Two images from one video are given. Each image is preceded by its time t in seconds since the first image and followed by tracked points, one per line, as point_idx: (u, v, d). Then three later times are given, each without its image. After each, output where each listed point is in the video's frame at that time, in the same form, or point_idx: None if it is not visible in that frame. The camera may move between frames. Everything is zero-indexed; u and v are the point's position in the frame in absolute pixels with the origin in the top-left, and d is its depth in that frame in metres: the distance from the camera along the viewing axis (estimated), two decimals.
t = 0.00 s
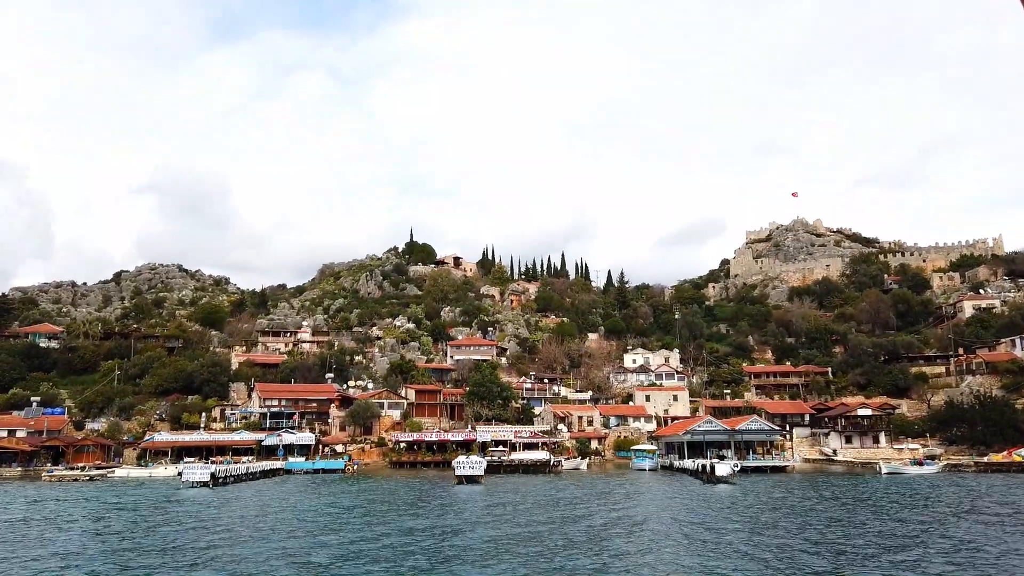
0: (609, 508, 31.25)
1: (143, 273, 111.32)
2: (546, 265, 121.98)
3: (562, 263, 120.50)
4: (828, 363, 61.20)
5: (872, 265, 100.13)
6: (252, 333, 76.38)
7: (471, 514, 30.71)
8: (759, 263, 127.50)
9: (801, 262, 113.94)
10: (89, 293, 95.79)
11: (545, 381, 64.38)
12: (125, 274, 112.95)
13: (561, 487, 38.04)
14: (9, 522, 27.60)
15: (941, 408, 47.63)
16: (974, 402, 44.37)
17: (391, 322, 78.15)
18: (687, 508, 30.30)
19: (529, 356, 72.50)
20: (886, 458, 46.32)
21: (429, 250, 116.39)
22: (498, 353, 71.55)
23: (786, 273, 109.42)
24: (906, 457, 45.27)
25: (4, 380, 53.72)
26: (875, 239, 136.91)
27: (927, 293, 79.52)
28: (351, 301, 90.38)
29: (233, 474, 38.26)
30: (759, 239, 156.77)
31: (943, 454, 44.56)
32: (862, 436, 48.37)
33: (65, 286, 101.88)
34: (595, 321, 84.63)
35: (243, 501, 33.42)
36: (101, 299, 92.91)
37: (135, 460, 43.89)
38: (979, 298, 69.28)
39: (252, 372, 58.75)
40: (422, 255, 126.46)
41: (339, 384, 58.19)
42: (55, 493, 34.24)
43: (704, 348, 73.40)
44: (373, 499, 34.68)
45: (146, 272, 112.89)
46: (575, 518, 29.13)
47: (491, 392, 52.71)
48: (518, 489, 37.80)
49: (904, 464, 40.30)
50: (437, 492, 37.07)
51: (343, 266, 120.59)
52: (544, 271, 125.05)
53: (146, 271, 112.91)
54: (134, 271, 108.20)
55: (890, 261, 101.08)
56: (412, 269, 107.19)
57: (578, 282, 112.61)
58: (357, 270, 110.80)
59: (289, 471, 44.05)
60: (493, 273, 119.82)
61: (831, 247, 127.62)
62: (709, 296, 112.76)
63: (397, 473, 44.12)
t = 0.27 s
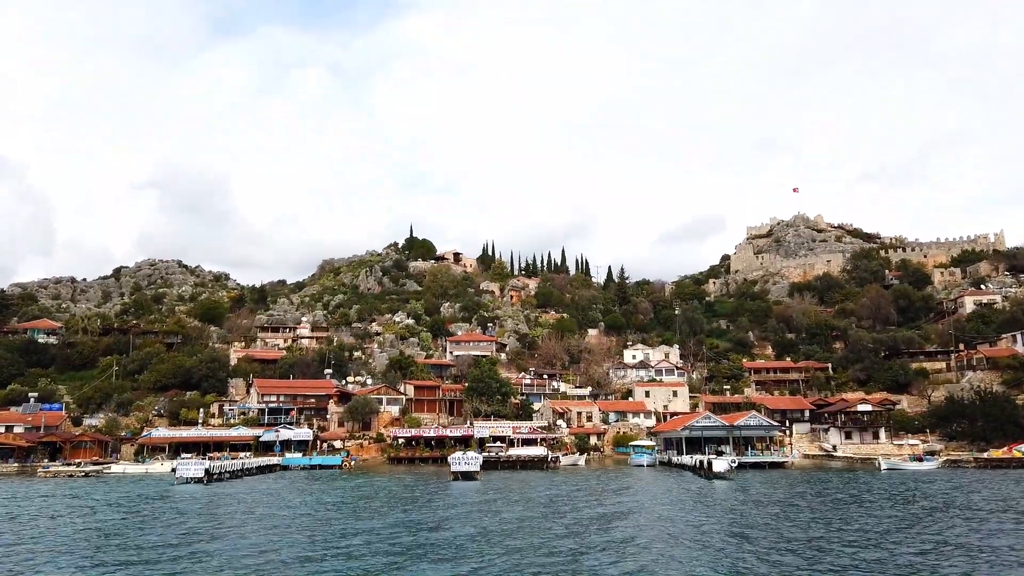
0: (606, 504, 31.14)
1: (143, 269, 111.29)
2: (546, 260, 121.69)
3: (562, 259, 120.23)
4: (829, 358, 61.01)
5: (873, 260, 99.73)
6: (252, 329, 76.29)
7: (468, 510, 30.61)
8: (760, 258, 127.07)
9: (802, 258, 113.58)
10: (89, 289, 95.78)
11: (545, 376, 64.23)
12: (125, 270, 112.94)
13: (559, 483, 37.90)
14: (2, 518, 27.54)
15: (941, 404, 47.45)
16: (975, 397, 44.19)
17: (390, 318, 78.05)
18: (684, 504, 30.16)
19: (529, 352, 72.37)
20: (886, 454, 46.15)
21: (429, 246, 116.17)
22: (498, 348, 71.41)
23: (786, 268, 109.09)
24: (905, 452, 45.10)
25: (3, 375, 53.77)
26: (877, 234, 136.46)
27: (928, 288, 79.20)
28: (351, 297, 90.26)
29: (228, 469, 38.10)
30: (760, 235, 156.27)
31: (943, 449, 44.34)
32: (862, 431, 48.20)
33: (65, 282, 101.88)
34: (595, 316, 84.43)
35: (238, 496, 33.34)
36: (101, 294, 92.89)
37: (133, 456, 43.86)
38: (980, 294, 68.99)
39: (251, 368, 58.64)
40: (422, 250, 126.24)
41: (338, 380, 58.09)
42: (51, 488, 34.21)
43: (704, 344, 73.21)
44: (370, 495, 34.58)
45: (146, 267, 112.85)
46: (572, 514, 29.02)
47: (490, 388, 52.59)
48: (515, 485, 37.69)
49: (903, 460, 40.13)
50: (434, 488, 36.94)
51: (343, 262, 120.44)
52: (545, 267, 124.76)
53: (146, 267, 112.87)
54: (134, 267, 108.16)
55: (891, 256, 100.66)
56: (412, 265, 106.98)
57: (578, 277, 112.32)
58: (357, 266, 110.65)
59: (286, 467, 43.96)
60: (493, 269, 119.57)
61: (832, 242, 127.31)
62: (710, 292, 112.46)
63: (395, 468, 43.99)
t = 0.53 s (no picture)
0: (600, 500, 31.06)
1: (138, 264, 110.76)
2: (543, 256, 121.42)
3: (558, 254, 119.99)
4: (824, 354, 61.00)
5: (869, 256, 99.65)
6: (246, 325, 75.98)
7: (461, 505, 30.51)
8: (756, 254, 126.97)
9: (798, 253, 113.47)
10: (83, 284, 95.31)
11: (540, 372, 64.08)
12: (119, 265, 112.39)
13: (553, 478, 37.79)
14: None
15: (937, 399, 47.46)
16: (970, 393, 44.18)
17: (386, 314, 77.83)
18: (679, 500, 30.10)
19: (525, 347, 72.22)
20: (881, 450, 46.14)
21: (425, 241, 115.82)
22: (493, 344, 71.25)
23: (782, 264, 109.03)
24: (900, 448, 45.10)
25: None
26: (873, 230, 136.41)
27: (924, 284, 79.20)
28: (346, 292, 89.96)
29: (219, 465, 37.88)
30: (756, 230, 156.10)
31: (938, 445, 44.28)
32: (857, 427, 48.19)
33: (59, 277, 101.39)
34: (592, 312, 84.29)
35: (230, 492, 33.17)
36: (96, 289, 92.43)
37: (125, 451, 43.66)
38: (975, 289, 69.03)
39: (245, 363, 58.41)
40: (418, 245, 125.87)
41: (333, 376, 57.90)
42: (41, 484, 34.00)
43: (700, 340, 73.16)
44: (363, 491, 34.44)
45: (140, 262, 112.29)
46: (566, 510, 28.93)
47: (485, 384, 52.46)
48: (509, 481, 37.59)
49: (898, 456, 40.12)
50: (428, 484, 36.80)
51: (339, 257, 120.01)
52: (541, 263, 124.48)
53: (140, 262, 112.32)
54: (128, 263, 107.61)
55: (887, 252, 100.59)
56: (408, 260, 106.61)
57: (574, 273, 112.09)
58: (352, 261, 110.25)
59: (278, 462, 43.78)
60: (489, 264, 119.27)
61: (828, 238, 127.36)
62: (706, 287, 112.33)
63: (389, 464, 43.85)
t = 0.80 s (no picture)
0: (594, 496, 30.94)
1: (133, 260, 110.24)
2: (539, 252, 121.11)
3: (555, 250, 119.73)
4: (820, 350, 60.95)
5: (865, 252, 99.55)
6: (241, 320, 75.63)
7: (454, 501, 30.38)
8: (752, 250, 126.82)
9: (794, 249, 113.30)
10: (78, 279, 94.84)
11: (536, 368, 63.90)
12: (114, 260, 111.95)
13: (547, 474, 37.65)
14: None
15: (932, 395, 47.42)
16: (965, 389, 44.16)
17: (381, 309, 77.54)
18: (673, 496, 30.00)
19: (521, 343, 72.04)
20: (876, 445, 46.10)
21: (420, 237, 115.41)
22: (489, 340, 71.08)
23: (779, 260, 108.90)
24: (895, 444, 45.07)
25: None
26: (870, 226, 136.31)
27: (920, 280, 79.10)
28: (342, 288, 89.62)
29: (208, 461, 37.61)
30: (753, 227, 155.86)
31: (932, 441, 44.17)
32: (852, 423, 48.15)
33: (53, 273, 100.91)
34: (588, 308, 84.13)
35: (221, 488, 32.96)
36: (90, 285, 91.99)
37: (117, 447, 43.43)
38: (971, 285, 68.98)
39: (239, 359, 58.13)
40: (414, 241, 125.46)
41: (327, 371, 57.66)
42: (31, 480, 33.79)
43: (696, 336, 73.07)
44: (355, 487, 34.26)
45: (135, 258, 111.77)
46: (558, 506, 28.82)
47: (480, 379, 52.30)
48: (502, 477, 37.47)
49: (893, 452, 40.07)
50: (421, 480, 36.63)
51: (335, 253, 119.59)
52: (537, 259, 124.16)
53: (135, 258, 111.79)
54: (124, 258, 107.11)
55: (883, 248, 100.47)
56: (404, 256, 106.21)
57: (571, 269, 111.84)
58: (348, 257, 109.84)
59: (270, 458, 43.59)
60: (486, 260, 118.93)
61: (825, 234, 127.23)
62: (702, 283, 112.18)
63: (382, 460, 43.66)
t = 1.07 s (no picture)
0: (587, 492, 30.84)
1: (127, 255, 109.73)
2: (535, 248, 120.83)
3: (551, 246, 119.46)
4: (815, 346, 60.93)
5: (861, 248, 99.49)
6: (235, 316, 75.29)
7: (447, 497, 30.27)
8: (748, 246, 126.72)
9: (790, 245, 113.27)
10: (72, 275, 94.33)
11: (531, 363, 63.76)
12: (108, 255, 111.39)
13: (541, 470, 37.56)
14: None
15: (926, 391, 47.44)
16: (959, 384, 44.16)
17: (376, 305, 77.27)
18: (666, 492, 29.92)
19: (516, 339, 71.90)
20: (871, 441, 46.08)
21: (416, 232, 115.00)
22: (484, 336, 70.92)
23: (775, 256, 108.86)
24: (890, 440, 45.07)
25: None
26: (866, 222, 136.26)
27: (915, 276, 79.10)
28: (337, 283, 89.27)
29: (196, 458, 37.30)
30: (749, 223, 155.70)
31: (926, 437, 44.50)
32: (847, 419, 48.15)
33: (47, 269, 100.39)
34: (584, 304, 83.96)
35: (212, 484, 32.79)
36: (84, 280, 91.50)
37: (109, 443, 43.19)
38: (966, 281, 68.99)
39: (233, 354, 57.86)
40: (410, 237, 125.02)
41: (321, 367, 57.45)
42: (21, 476, 33.56)
43: (691, 331, 73.04)
44: (348, 483, 34.14)
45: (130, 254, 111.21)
46: (552, 502, 28.72)
47: (474, 375, 52.15)
48: (496, 473, 37.39)
49: (887, 448, 40.06)
50: (415, 476, 36.50)
51: (330, 248, 119.13)
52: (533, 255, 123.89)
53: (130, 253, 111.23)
54: (118, 254, 106.59)
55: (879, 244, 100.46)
56: (399, 251, 105.84)
57: (567, 264, 111.63)
58: (344, 253, 109.48)
59: (262, 454, 43.44)
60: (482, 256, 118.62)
61: (821, 230, 127.19)
62: (698, 279, 112.09)
63: (376, 456, 43.52)
